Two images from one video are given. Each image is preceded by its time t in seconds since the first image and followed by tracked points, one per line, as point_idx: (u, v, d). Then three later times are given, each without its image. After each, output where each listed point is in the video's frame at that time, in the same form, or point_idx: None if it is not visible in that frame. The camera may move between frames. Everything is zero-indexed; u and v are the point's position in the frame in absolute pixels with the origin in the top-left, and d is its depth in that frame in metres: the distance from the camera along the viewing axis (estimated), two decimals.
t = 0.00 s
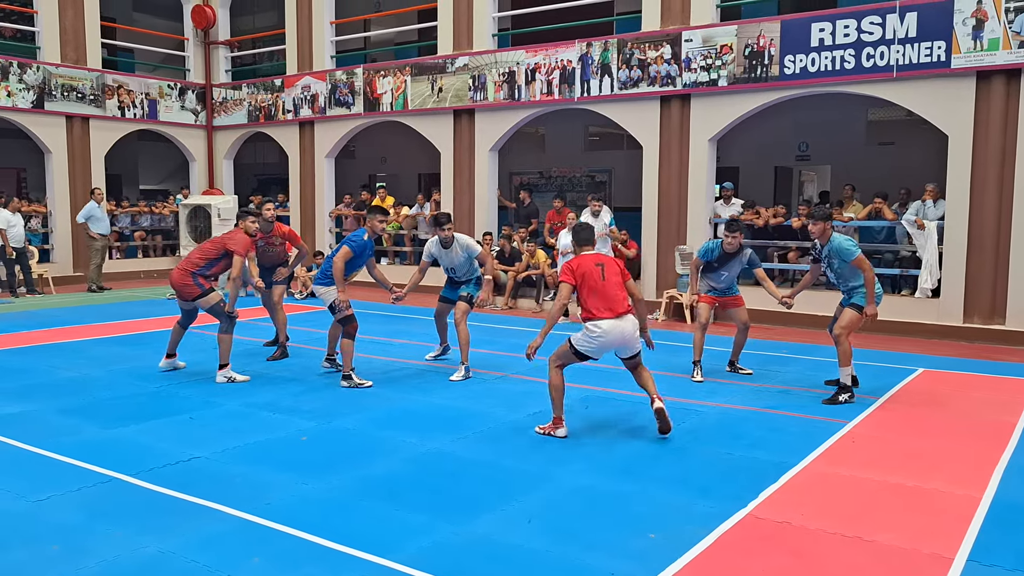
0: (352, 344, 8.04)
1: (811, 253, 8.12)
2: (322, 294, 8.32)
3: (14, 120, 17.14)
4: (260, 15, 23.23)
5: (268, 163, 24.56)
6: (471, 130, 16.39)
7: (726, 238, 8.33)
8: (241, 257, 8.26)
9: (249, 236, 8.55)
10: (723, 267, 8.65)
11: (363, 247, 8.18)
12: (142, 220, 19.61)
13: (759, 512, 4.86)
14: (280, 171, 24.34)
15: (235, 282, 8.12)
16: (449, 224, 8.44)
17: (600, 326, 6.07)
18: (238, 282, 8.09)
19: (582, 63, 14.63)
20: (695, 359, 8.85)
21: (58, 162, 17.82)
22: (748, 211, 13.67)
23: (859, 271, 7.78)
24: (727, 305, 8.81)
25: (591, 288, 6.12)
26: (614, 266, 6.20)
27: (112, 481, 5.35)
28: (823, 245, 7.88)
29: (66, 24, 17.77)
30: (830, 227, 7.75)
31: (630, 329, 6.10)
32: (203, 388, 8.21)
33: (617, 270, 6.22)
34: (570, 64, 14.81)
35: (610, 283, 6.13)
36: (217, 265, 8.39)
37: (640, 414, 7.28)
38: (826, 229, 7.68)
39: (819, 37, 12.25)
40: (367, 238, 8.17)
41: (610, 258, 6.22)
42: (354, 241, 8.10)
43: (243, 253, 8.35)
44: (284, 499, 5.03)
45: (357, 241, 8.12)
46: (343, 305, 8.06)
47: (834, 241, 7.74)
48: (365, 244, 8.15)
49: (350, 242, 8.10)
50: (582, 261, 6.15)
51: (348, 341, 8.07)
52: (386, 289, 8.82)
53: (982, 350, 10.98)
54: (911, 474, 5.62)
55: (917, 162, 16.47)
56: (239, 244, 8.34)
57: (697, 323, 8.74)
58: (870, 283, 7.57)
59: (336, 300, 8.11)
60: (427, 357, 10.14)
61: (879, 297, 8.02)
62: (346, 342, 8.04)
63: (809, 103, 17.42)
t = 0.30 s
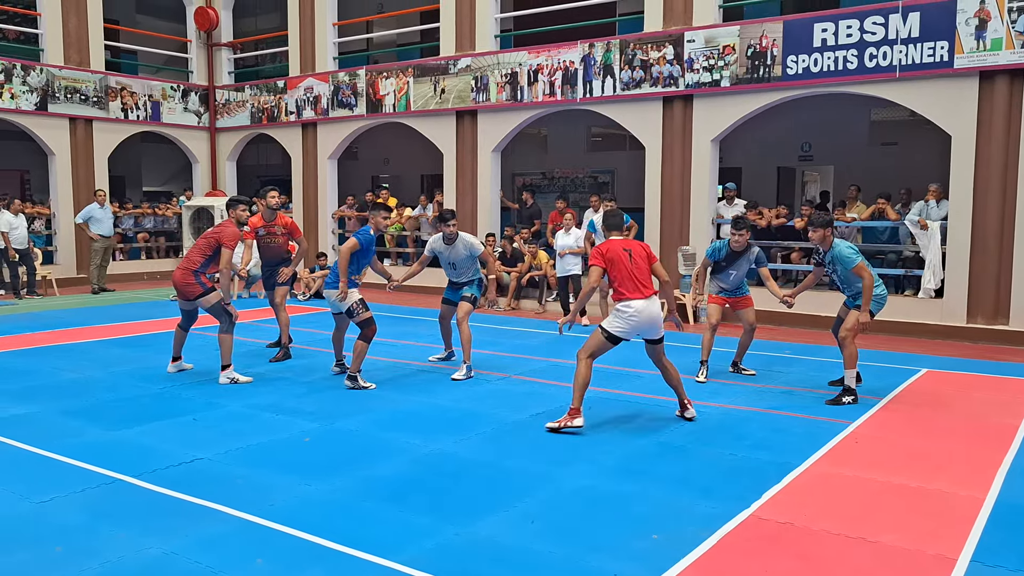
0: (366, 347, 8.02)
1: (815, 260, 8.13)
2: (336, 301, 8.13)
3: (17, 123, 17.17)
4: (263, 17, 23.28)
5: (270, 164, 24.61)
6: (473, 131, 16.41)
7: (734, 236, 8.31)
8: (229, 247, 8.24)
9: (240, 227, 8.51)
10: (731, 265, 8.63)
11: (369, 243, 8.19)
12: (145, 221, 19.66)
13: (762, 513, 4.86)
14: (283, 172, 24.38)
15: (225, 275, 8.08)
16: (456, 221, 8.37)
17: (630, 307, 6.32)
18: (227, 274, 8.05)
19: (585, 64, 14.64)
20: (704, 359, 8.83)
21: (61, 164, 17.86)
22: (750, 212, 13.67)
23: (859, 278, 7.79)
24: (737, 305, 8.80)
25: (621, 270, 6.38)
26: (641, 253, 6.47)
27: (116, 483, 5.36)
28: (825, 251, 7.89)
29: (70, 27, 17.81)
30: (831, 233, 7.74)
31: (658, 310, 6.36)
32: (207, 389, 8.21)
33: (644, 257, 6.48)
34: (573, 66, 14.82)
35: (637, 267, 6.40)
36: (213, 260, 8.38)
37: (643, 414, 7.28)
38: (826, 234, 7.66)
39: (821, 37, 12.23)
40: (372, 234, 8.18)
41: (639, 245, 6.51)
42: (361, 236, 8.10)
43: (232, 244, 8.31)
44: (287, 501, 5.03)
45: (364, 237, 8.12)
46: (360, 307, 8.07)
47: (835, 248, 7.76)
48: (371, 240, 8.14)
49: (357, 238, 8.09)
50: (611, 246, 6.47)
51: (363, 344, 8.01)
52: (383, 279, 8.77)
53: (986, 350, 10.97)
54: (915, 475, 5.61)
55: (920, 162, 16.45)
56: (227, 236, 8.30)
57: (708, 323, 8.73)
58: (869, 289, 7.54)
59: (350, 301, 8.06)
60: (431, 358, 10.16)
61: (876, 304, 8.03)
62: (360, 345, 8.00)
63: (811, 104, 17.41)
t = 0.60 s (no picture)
0: (378, 350, 7.97)
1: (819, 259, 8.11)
2: (344, 305, 8.08)
3: (20, 124, 17.20)
4: (266, 17, 23.33)
5: (273, 165, 24.63)
6: (476, 132, 16.40)
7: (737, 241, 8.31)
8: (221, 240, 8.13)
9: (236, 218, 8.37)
10: (736, 269, 8.63)
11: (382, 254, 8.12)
12: (148, 222, 19.68)
13: (765, 513, 4.85)
14: (286, 173, 24.41)
15: (217, 271, 8.02)
16: (463, 223, 8.36)
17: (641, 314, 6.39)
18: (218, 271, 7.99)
19: (587, 64, 14.65)
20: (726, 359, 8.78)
21: (64, 165, 17.89)
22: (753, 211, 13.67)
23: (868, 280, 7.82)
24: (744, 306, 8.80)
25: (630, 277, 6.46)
26: (646, 262, 6.57)
27: (118, 483, 5.36)
28: (834, 252, 7.88)
29: (73, 28, 17.84)
30: (842, 233, 7.69)
31: (665, 317, 6.45)
32: (209, 390, 8.22)
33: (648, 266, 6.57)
34: (575, 65, 14.83)
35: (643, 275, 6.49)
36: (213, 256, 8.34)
37: (646, 415, 7.27)
38: (836, 234, 7.63)
39: (824, 36, 12.22)
40: (384, 241, 8.12)
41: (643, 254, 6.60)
42: (375, 245, 8.03)
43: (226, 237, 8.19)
44: (289, 501, 5.03)
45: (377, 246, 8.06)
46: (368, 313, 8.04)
47: (846, 249, 7.73)
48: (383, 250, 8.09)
49: (370, 245, 8.03)
50: (619, 254, 6.50)
51: (372, 347, 7.97)
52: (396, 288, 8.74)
53: (990, 349, 10.94)
54: (919, 475, 5.60)
55: (923, 161, 16.44)
56: (220, 229, 8.19)
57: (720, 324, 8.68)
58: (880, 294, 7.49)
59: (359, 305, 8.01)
60: (434, 358, 10.16)
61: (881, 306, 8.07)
62: (371, 348, 7.95)
63: (814, 104, 17.39)
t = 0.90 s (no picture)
0: (382, 351, 7.97)
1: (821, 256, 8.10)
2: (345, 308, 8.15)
3: (24, 125, 17.22)
4: (268, 18, 23.36)
5: (275, 166, 24.66)
6: (478, 132, 16.40)
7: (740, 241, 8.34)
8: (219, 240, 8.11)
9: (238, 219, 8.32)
10: (741, 270, 8.63)
11: (384, 259, 8.08)
12: (151, 223, 19.71)
13: (768, 512, 4.85)
14: (288, 174, 24.44)
15: (211, 272, 7.96)
16: (469, 228, 8.31)
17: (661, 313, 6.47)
18: (211, 270, 7.93)
19: (589, 64, 14.65)
20: (728, 359, 8.83)
21: (67, 167, 17.91)
22: (755, 211, 13.67)
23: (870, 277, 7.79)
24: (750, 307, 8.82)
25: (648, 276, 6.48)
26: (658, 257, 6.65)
27: (122, 484, 5.37)
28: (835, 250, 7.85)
29: (76, 30, 17.88)
30: (842, 232, 7.72)
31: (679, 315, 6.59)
32: (212, 391, 8.23)
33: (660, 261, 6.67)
34: (577, 65, 14.83)
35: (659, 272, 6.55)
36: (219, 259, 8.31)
37: (650, 414, 7.27)
38: (836, 234, 7.66)
39: (826, 36, 12.21)
40: (386, 247, 8.09)
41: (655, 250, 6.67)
42: (377, 250, 8.00)
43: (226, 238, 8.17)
44: (292, 502, 5.04)
45: (379, 251, 8.03)
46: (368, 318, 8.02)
47: (846, 247, 7.72)
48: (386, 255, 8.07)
49: (372, 250, 8.00)
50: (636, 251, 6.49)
51: (378, 348, 7.98)
52: (403, 288, 8.74)
53: (993, 348, 10.93)
54: (922, 475, 5.59)
55: (925, 160, 16.42)
56: (220, 230, 8.17)
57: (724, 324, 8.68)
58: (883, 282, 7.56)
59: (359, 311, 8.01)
60: (436, 358, 10.16)
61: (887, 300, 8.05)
62: (376, 349, 7.96)
63: (817, 103, 17.38)
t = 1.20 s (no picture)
0: (384, 351, 7.99)
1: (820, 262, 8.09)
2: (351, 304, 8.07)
3: (25, 127, 17.23)
4: (268, 19, 23.39)
5: (276, 167, 24.68)
6: (478, 132, 16.40)
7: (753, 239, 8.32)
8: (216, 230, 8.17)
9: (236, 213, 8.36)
10: (751, 268, 8.63)
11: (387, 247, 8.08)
12: (152, 225, 19.72)
13: (769, 512, 4.85)
14: (289, 175, 24.47)
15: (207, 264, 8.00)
16: (475, 217, 8.39)
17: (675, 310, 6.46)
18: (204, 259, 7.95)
19: (590, 63, 14.66)
20: (730, 358, 8.85)
21: (68, 168, 17.92)
22: (756, 211, 13.66)
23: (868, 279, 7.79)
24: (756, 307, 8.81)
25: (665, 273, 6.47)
26: (674, 252, 6.65)
27: (123, 485, 5.37)
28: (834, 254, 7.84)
29: (76, 31, 17.89)
30: (841, 235, 7.69)
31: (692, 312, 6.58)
32: (214, 392, 8.23)
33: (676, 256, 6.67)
34: (577, 65, 14.84)
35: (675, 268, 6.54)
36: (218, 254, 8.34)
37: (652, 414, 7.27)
38: (835, 237, 7.63)
39: (827, 35, 12.20)
40: (390, 237, 8.09)
41: (670, 244, 6.67)
42: (381, 240, 7.99)
43: (223, 230, 8.20)
44: (293, 503, 5.04)
45: (383, 240, 8.02)
46: (375, 313, 8.01)
47: (846, 250, 7.70)
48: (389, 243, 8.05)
49: (376, 241, 7.99)
50: (652, 247, 6.50)
51: (379, 349, 7.99)
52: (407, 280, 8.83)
53: (994, 348, 10.92)
54: (923, 474, 5.59)
55: (926, 159, 16.42)
56: (219, 223, 8.21)
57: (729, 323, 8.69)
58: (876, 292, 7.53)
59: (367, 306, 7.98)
60: (437, 359, 10.17)
61: (886, 301, 8.04)
62: (377, 349, 7.96)
63: (817, 103, 17.39)
